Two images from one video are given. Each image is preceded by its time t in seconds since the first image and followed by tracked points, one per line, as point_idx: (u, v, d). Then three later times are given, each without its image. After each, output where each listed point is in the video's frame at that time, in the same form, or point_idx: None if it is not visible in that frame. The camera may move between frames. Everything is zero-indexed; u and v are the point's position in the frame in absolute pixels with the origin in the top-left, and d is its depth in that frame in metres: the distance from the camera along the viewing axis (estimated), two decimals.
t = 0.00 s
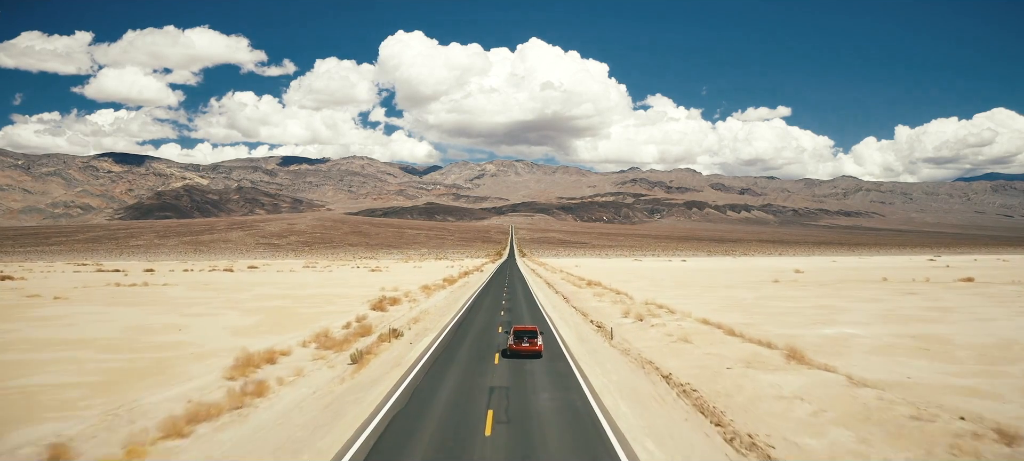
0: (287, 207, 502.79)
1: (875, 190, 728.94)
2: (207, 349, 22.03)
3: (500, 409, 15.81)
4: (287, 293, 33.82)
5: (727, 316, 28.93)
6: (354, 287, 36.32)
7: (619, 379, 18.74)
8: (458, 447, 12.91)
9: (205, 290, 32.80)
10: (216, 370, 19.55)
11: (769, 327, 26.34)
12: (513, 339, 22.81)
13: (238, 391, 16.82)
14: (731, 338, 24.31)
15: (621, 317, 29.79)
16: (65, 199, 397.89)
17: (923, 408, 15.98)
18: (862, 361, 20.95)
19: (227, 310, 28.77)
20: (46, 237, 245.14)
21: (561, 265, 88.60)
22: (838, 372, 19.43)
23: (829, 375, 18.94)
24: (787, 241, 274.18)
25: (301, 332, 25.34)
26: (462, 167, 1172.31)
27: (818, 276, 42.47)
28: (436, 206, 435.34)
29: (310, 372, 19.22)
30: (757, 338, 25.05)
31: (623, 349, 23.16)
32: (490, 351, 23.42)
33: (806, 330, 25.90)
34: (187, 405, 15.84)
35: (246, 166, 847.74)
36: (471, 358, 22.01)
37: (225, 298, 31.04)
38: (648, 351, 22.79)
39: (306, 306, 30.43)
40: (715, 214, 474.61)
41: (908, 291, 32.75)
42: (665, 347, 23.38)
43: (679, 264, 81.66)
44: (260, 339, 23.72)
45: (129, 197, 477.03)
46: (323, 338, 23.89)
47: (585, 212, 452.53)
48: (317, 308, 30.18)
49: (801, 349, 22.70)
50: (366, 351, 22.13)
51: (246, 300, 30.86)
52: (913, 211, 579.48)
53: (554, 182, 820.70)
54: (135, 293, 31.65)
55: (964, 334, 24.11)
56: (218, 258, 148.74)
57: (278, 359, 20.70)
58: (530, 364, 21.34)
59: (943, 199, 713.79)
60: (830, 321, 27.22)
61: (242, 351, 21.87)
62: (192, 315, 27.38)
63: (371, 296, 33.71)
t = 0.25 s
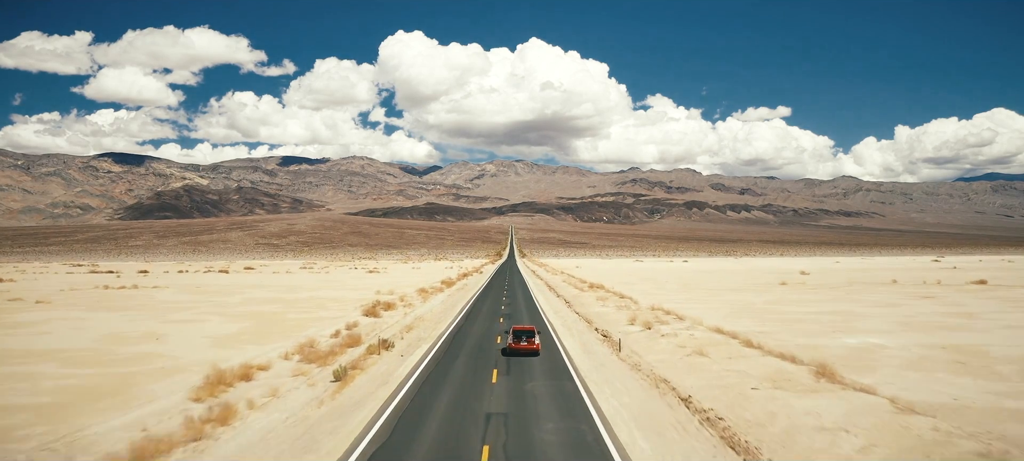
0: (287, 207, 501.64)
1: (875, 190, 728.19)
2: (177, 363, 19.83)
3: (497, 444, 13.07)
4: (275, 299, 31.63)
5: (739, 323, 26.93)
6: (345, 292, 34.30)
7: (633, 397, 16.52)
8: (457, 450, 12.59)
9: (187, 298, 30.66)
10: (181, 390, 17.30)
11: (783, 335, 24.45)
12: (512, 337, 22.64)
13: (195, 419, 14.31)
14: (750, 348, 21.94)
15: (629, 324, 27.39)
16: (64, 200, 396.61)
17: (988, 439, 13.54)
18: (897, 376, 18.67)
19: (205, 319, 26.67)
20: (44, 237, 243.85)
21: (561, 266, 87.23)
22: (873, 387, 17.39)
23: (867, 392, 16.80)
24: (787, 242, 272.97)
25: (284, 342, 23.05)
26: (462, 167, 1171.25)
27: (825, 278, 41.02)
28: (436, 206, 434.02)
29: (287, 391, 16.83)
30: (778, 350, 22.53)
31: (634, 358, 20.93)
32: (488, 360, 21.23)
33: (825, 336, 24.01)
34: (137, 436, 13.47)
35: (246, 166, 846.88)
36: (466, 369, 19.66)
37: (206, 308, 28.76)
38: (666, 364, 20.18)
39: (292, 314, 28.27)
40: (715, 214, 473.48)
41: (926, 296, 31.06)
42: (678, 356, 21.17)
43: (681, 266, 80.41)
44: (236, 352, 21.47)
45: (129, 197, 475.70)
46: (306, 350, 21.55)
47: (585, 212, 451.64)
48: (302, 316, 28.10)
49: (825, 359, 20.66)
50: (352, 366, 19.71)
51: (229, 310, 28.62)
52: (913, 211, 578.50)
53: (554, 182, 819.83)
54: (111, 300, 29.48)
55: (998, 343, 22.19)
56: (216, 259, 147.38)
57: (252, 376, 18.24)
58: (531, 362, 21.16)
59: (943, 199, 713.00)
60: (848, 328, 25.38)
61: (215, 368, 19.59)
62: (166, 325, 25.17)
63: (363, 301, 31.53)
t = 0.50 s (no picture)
0: (287, 207, 500.68)
1: (875, 190, 727.74)
2: (149, 376, 18.12)
3: None
4: (264, 302, 30.02)
5: (751, 330, 25.65)
6: (339, 293, 32.75)
7: (648, 419, 14.93)
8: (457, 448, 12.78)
9: (173, 301, 29.08)
10: (144, 412, 15.23)
11: (798, 343, 23.21)
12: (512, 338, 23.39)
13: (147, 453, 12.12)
14: (769, 361, 20.38)
15: (638, 332, 25.72)
16: (64, 200, 395.48)
17: None
18: (933, 394, 17.12)
19: (190, 324, 25.03)
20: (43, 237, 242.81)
21: (562, 266, 86.27)
22: (909, 408, 15.88)
23: (908, 415, 15.23)
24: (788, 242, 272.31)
25: (270, 351, 21.41)
26: (462, 167, 1170.29)
27: (832, 280, 40.14)
28: (435, 206, 433.07)
29: (261, 415, 14.77)
30: (799, 362, 20.94)
31: (645, 372, 19.36)
32: (486, 371, 19.59)
33: (843, 345, 22.72)
34: None
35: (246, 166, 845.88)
36: (464, 383, 18.03)
37: (191, 312, 27.22)
38: (685, 382, 18.35)
39: (282, 318, 26.71)
40: (716, 215, 472.78)
41: (940, 300, 30.05)
42: (692, 371, 19.62)
43: (682, 266, 79.57)
44: (217, 362, 19.85)
45: (128, 197, 474.39)
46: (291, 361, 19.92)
47: (585, 212, 450.77)
48: (292, 320, 26.47)
49: (848, 372, 19.28)
50: (338, 381, 18.03)
51: (215, 313, 27.03)
52: (913, 211, 577.98)
53: (554, 182, 819.18)
54: (91, 305, 27.90)
55: None
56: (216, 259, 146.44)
57: (229, 394, 16.51)
58: (530, 360, 21.72)
59: (943, 199, 712.44)
60: (865, 336, 24.18)
61: (191, 382, 17.89)
62: (146, 331, 23.51)
63: (356, 305, 29.96)
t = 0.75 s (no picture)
0: (287, 207, 499.74)
1: (875, 190, 727.50)
2: (111, 395, 16.21)
3: None
4: (250, 308, 28.31)
5: (766, 339, 24.12)
6: (330, 298, 31.07)
7: (661, 442, 13.29)
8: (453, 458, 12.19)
9: (153, 307, 27.39)
10: (91, 443, 13.17)
11: (818, 354, 21.68)
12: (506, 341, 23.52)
13: None
14: (797, 379, 18.52)
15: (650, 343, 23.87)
16: (63, 200, 394.73)
17: None
18: (989, 421, 15.24)
19: (168, 333, 23.28)
20: (43, 237, 241.84)
21: (562, 267, 85.14)
22: (960, 433, 14.19)
23: (964, 447, 13.42)
24: (788, 242, 271.47)
25: (248, 365, 19.61)
26: (462, 167, 1171.08)
27: (839, 283, 39.08)
28: (435, 206, 432.15)
29: (225, 447, 12.68)
30: (828, 379, 19.01)
31: (659, 389, 17.59)
32: (483, 386, 17.80)
33: (868, 356, 21.22)
34: None
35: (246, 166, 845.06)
36: (459, 400, 16.21)
37: (170, 319, 25.49)
38: (707, 404, 16.39)
39: (267, 326, 24.95)
40: (716, 215, 472.29)
41: (958, 305, 28.83)
42: (711, 387, 17.84)
43: (683, 268, 78.62)
44: (189, 378, 18.06)
45: (128, 197, 473.25)
46: (269, 377, 18.06)
47: (585, 212, 450.11)
48: (277, 329, 24.71)
49: (880, 389, 17.70)
50: (318, 402, 15.68)
51: (195, 321, 25.29)
52: (913, 212, 577.79)
53: (554, 182, 818.66)
54: (66, 311, 26.23)
55: None
56: (215, 259, 145.64)
57: (194, 416, 14.66)
58: (526, 359, 21.70)
59: (943, 199, 711.94)
60: (889, 344, 22.75)
61: (154, 401, 16.02)
62: (117, 341, 21.72)
63: (346, 312, 28.22)
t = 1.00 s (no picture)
0: (286, 207, 498.87)
1: (875, 190, 727.07)
2: (73, 415, 14.87)
3: None
4: (238, 314, 27.08)
5: (781, 347, 22.88)
6: (321, 302, 29.79)
7: None
8: None
9: (136, 313, 26.15)
10: None
11: (838, 364, 20.48)
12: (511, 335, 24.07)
13: None
14: (825, 398, 16.91)
15: (663, 355, 22.17)
16: (63, 200, 393.80)
17: None
18: None
19: (147, 341, 21.99)
20: (42, 237, 240.94)
21: (562, 268, 84.39)
22: None
23: None
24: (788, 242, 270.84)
25: (227, 378, 18.27)
26: (462, 167, 1170.44)
27: (847, 285, 38.15)
28: (435, 206, 431.38)
29: None
30: (857, 397, 17.45)
31: (670, 406, 16.24)
32: (480, 404, 16.32)
33: (892, 366, 19.99)
34: None
35: (245, 166, 843.82)
36: (454, 418, 14.97)
37: (151, 326, 24.25)
38: (725, 427, 14.83)
39: (253, 333, 23.66)
40: (716, 215, 471.56)
41: (974, 310, 27.79)
42: (728, 405, 16.47)
43: (685, 268, 77.78)
44: (163, 393, 16.75)
45: (128, 197, 472.15)
46: (248, 393, 16.72)
47: (585, 212, 449.38)
48: (264, 336, 23.40)
49: (908, 406, 16.47)
50: (296, 425, 14.22)
51: (177, 328, 24.01)
52: (913, 212, 577.40)
53: (554, 182, 818.14)
54: (43, 317, 24.99)
55: None
56: (214, 260, 144.77)
57: (156, 442, 13.21)
58: (524, 357, 22.17)
59: (943, 199, 711.78)
60: (911, 353, 21.58)
61: (119, 423, 14.64)
62: (92, 351, 20.45)
63: (337, 319, 26.95)
